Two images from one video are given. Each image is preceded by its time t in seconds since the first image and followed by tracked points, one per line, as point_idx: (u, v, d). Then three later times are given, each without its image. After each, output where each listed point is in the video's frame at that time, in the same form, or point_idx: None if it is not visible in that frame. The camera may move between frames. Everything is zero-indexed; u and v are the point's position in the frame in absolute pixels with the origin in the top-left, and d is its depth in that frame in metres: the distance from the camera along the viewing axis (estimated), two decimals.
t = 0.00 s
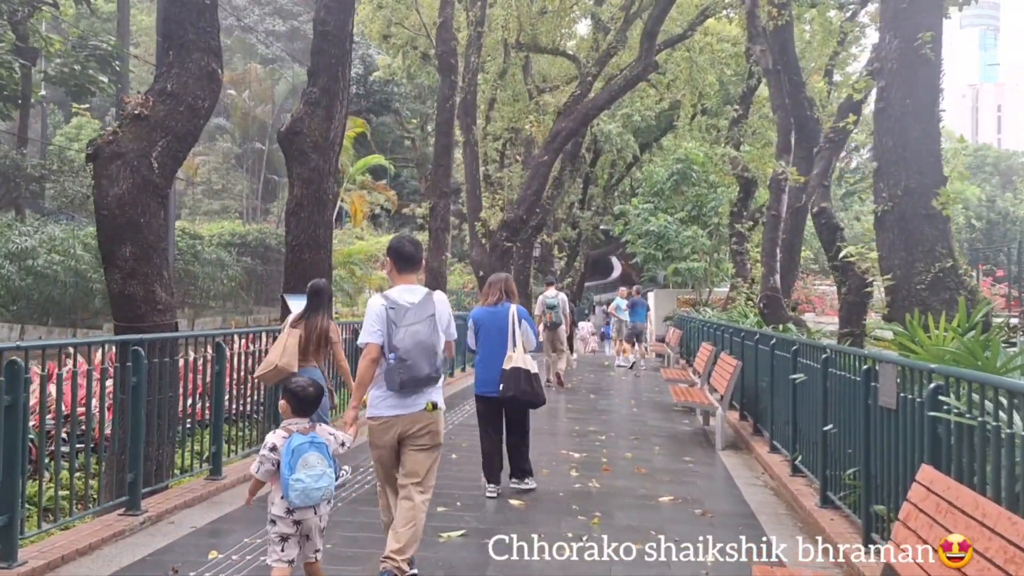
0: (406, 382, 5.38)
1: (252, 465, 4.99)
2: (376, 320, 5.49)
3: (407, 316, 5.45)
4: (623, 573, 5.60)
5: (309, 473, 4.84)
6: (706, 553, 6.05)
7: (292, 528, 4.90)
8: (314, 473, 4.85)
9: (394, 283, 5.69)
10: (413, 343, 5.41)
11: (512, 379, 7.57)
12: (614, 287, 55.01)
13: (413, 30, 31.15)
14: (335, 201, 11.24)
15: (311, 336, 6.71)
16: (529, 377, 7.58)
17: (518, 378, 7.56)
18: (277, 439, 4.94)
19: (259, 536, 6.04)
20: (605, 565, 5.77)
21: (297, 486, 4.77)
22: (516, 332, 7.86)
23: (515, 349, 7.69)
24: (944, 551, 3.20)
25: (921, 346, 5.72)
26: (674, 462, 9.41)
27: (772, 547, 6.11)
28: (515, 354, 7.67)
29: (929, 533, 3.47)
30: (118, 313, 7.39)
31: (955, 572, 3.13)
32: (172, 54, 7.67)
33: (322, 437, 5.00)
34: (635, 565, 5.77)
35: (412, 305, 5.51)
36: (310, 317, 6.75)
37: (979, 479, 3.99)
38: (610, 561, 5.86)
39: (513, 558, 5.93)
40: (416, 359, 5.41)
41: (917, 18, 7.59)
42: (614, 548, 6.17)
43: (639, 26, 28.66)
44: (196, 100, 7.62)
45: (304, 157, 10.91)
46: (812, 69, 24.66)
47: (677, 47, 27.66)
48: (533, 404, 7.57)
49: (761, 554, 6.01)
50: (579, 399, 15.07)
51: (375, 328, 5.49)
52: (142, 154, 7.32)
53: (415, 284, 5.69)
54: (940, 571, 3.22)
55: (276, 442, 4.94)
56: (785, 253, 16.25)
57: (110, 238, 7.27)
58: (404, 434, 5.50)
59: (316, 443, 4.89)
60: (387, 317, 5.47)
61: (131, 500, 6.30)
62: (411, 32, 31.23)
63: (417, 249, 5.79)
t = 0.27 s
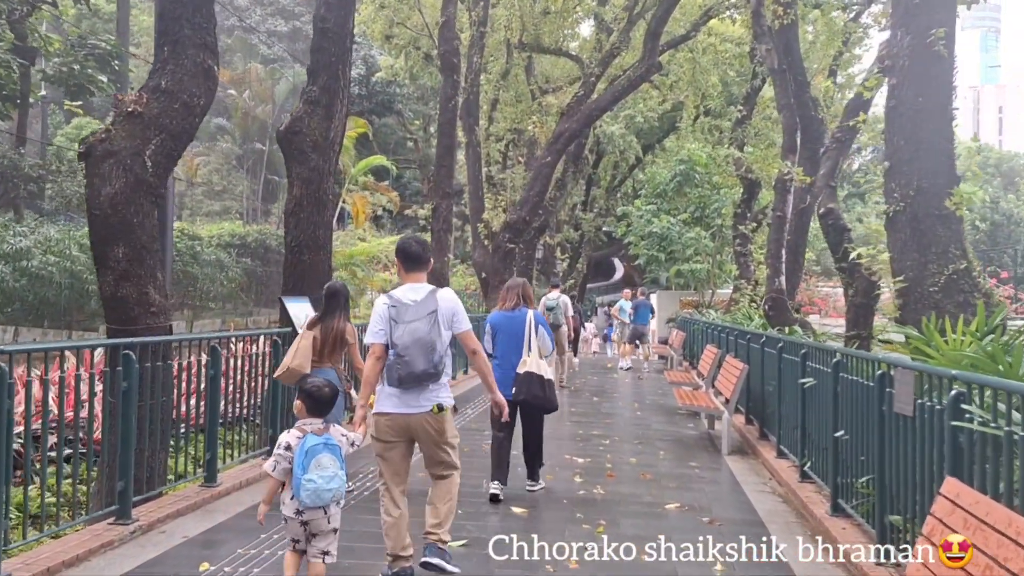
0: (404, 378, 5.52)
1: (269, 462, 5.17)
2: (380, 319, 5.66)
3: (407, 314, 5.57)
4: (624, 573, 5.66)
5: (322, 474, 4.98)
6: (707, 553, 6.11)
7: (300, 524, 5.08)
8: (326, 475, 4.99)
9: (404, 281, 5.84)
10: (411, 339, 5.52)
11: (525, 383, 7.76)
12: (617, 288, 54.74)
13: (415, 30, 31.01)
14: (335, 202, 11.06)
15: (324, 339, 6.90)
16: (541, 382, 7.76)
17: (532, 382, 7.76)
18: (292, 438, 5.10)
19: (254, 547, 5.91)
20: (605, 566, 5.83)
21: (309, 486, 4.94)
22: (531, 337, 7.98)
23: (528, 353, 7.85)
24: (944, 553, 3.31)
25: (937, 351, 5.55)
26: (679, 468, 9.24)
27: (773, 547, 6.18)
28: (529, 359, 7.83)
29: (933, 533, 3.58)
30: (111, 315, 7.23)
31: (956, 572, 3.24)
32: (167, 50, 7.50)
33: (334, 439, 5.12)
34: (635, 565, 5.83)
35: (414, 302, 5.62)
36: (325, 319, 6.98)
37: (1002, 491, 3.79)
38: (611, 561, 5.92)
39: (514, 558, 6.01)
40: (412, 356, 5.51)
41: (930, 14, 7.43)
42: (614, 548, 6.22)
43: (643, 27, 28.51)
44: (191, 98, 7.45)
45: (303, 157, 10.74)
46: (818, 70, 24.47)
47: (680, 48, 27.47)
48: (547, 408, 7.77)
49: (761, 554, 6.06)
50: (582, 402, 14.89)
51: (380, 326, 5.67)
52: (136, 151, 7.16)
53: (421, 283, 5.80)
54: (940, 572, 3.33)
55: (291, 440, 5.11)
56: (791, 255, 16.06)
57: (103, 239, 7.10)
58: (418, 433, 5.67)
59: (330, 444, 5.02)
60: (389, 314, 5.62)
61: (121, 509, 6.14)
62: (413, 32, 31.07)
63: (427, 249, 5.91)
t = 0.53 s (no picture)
0: (416, 382, 5.48)
1: (267, 462, 5.05)
2: (393, 320, 5.60)
3: (423, 316, 5.56)
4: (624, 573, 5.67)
5: (316, 479, 4.92)
6: (707, 553, 6.10)
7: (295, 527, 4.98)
8: (319, 480, 4.93)
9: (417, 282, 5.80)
10: (426, 344, 5.48)
11: (539, 381, 7.84)
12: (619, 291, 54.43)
13: (416, 31, 30.85)
14: (331, 200, 10.86)
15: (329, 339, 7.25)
16: (554, 380, 7.85)
17: (545, 381, 7.84)
18: (289, 440, 4.98)
19: (239, 557, 5.69)
20: (605, 566, 5.82)
21: (302, 491, 4.88)
22: (542, 336, 7.98)
23: (539, 352, 7.89)
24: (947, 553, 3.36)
25: (951, 353, 5.34)
26: (682, 473, 9.01)
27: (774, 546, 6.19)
28: (541, 357, 7.88)
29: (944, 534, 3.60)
30: (95, 315, 7.06)
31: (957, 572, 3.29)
32: (155, 43, 7.31)
33: (332, 443, 5.04)
34: (635, 564, 5.84)
35: (429, 305, 5.58)
36: (331, 319, 7.30)
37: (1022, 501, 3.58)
38: (610, 562, 5.93)
39: (513, 558, 6.06)
40: (427, 360, 5.47)
41: (940, 7, 7.25)
42: (614, 548, 6.22)
43: (645, 28, 28.34)
44: (180, 91, 7.27)
45: (298, 155, 10.54)
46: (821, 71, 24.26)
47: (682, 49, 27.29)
48: (557, 407, 7.85)
49: (761, 554, 6.05)
50: (583, 405, 14.67)
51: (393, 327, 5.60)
52: (121, 147, 7.01)
53: (436, 284, 5.77)
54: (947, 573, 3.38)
55: (288, 443, 4.99)
56: (795, 257, 15.83)
57: (88, 237, 6.94)
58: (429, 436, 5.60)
59: (324, 449, 4.95)
60: (404, 316, 5.57)
61: (102, 516, 5.93)
62: (414, 33, 30.91)
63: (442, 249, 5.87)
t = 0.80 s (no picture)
0: (431, 384, 5.76)
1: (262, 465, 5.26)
2: (403, 324, 5.85)
3: (435, 320, 5.85)
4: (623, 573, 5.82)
5: (308, 478, 5.03)
6: (706, 553, 6.28)
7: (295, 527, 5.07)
8: (312, 480, 5.03)
9: (419, 286, 6.11)
10: (441, 346, 5.79)
11: (548, 387, 7.65)
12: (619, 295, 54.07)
13: (415, 33, 30.64)
14: (322, 202, 10.63)
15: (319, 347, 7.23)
16: (562, 384, 7.70)
17: (552, 387, 7.67)
18: (283, 442, 5.15)
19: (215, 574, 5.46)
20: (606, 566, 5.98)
21: (294, 491, 4.97)
22: (544, 342, 7.92)
23: (545, 358, 7.77)
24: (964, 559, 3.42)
25: (962, 362, 5.14)
26: (680, 483, 8.77)
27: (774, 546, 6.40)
28: (547, 363, 7.73)
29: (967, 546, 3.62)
30: (71, 320, 6.84)
31: None
32: (135, 39, 7.19)
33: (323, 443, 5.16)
34: (635, 565, 6.01)
35: (439, 309, 5.89)
36: (319, 328, 7.24)
37: None
38: (611, 561, 6.08)
39: (514, 558, 6.17)
40: (442, 362, 5.78)
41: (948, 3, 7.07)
42: (614, 548, 6.38)
43: (645, 30, 28.12)
44: (161, 88, 7.15)
45: (288, 156, 10.31)
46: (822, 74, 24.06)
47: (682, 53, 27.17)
48: (562, 413, 7.69)
49: (761, 554, 6.26)
50: (580, 411, 14.42)
51: (402, 331, 5.85)
52: (100, 146, 6.84)
53: (438, 288, 6.09)
54: None
55: (281, 445, 5.15)
56: (796, 261, 15.58)
57: (64, 238, 6.74)
58: (434, 438, 5.94)
59: (315, 448, 5.07)
60: (414, 320, 5.84)
61: (74, 530, 5.69)
62: (413, 35, 30.73)
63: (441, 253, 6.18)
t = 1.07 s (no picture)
0: (426, 393, 5.50)
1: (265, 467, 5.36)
2: (397, 331, 5.58)
3: (429, 327, 5.57)
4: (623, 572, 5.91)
5: (305, 483, 5.10)
6: (706, 553, 6.39)
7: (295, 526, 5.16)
8: (308, 485, 5.10)
9: (414, 294, 5.88)
10: (435, 353, 5.51)
11: (541, 392, 7.63)
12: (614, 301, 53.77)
13: (411, 35, 30.43)
14: (312, 203, 10.38)
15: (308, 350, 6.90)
16: (556, 389, 7.67)
17: (546, 391, 7.64)
18: (286, 444, 5.25)
19: None
20: (607, 565, 6.07)
21: (291, 495, 5.06)
22: (540, 346, 7.92)
23: (540, 361, 7.76)
24: None
25: (977, 373, 4.95)
26: (678, 494, 8.51)
27: (773, 546, 6.51)
28: (542, 367, 7.73)
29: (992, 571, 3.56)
30: (45, 323, 6.59)
31: None
32: (116, 31, 6.94)
33: (323, 448, 5.24)
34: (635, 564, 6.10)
35: (433, 316, 5.62)
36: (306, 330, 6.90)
37: None
38: (611, 561, 6.17)
39: (514, 557, 6.24)
40: (437, 371, 5.50)
41: None
42: (614, 548, 6.47)
43: (643, 33, 27.93)
44: (141, 82, 6.93)
45: (277, 155, 10.05)
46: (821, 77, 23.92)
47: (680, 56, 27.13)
48: (557, 418, 7.66)
49: (761, 554, 6.36)
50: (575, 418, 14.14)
51: (396, 339, 5.57)
52: (77, 141, 6.60)
53: (433, 295, 5.83)
54: None
55: (285, 447, 5.26)
56: (795, 266, 15.35)
57: (39, 238, 6.50)
58: (422, 443, 5.66)
59: (315, 454, 5.14)
60: (409, 327, 5.56)
61: (43, 545, 5.40)
62: (409, 37, 30.54)
63: (435, 262, 5.96)
